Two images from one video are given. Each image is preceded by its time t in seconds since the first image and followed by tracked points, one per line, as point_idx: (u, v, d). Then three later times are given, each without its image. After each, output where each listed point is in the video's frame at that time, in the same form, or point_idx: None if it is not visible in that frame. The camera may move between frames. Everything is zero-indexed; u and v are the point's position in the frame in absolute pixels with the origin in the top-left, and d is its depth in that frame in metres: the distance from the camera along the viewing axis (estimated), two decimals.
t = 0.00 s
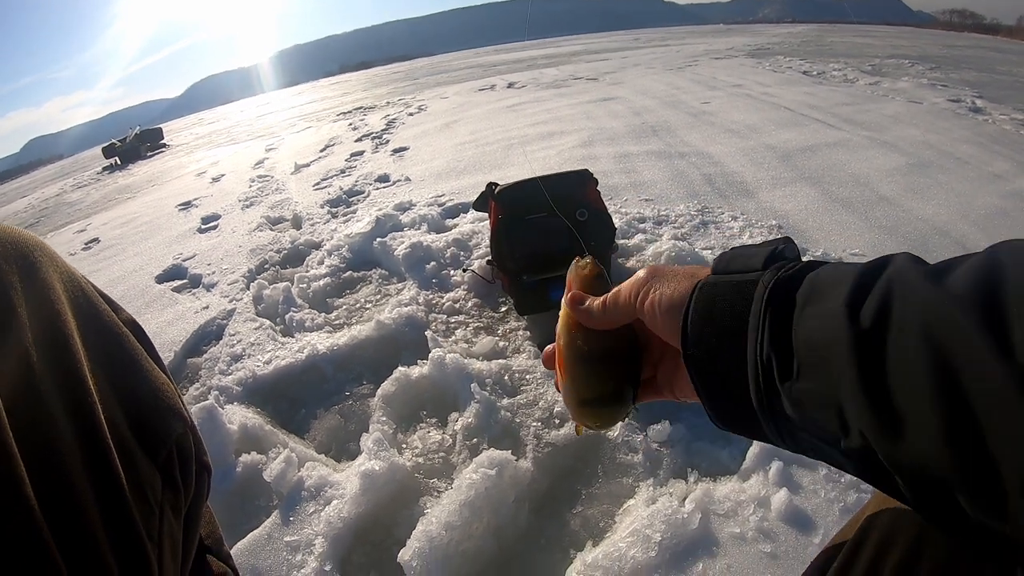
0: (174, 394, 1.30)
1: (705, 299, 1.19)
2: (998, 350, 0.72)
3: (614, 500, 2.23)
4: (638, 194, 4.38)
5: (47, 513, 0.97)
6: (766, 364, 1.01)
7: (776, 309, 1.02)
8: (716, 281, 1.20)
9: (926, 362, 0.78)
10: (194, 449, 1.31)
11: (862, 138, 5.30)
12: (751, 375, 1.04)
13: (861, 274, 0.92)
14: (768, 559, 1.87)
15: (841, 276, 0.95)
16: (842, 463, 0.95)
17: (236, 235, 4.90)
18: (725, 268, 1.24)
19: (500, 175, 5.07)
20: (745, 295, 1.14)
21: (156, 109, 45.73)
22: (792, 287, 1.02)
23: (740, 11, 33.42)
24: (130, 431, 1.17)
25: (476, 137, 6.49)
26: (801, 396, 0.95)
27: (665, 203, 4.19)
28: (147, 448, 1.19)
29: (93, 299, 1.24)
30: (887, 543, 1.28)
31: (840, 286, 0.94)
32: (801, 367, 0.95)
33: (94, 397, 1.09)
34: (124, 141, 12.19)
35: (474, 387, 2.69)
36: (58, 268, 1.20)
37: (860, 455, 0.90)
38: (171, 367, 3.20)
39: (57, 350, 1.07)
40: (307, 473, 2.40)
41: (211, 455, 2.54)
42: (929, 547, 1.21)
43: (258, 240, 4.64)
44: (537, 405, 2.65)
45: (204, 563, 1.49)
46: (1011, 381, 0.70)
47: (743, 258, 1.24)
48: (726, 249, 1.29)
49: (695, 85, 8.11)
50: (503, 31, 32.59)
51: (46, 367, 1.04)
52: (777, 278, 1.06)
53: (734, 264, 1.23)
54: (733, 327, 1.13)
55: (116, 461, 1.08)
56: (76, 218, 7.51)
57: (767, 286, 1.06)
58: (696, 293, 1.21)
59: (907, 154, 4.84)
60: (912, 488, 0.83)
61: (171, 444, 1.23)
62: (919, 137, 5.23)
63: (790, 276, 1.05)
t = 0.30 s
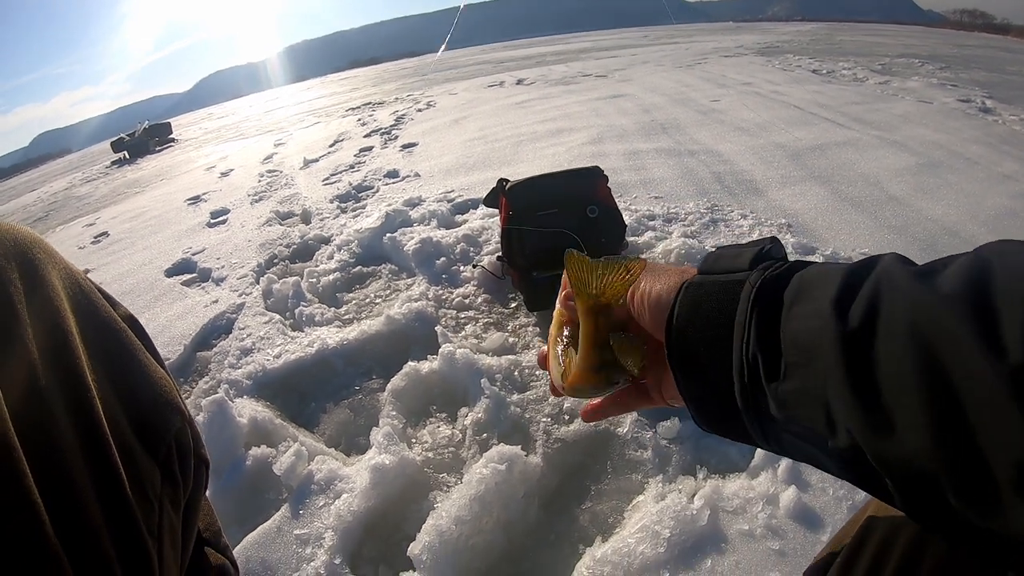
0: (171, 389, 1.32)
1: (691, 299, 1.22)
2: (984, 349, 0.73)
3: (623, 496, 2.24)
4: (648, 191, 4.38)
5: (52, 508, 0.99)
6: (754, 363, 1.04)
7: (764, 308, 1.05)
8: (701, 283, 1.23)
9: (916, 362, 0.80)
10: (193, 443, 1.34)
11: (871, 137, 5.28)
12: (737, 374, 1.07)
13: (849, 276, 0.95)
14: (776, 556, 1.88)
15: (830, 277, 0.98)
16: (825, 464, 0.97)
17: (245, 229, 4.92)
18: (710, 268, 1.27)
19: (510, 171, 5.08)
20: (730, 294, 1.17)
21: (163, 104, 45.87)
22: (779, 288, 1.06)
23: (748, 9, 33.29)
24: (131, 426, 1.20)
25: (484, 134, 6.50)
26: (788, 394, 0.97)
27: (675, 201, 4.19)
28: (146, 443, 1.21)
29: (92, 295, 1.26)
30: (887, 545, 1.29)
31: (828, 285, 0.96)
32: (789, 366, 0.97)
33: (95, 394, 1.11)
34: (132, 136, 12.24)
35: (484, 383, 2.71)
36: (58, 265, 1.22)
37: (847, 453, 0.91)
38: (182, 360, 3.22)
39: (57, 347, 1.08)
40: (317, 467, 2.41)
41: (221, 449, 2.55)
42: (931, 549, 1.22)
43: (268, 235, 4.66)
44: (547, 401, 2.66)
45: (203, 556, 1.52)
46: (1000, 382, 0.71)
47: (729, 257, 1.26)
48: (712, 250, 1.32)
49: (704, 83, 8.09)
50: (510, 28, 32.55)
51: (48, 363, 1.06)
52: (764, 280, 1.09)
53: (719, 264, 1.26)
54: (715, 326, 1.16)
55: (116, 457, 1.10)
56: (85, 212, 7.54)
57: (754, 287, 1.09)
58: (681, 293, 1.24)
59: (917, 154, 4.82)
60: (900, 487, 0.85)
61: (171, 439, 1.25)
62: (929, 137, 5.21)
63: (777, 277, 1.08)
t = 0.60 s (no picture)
0: (171, 391, 1.37)
1: (722, 270, 1.31)
2: None
3: (623, 496, 2.23)
4: (651, 191, 4.37)
5: (60, 511, 0.96)
6: (805, 348, 1.10)
7: (816, 290, 1.12)
8: (735, 254, 1.32)
9: (1003, 347, 0.85)
10: (190, 438, 1.39)
11: (874, 137, 5.26)
12: (781, 358, 1.14)
13: (915, 261, 1.01)
14: (777, 557, 1.87)
15: (894, 261, 1.04)
16: (879, 457, 1.04)
17: (248, 227, 4.92)
18: (746, 237, 1.33)
19: (512, 170, 5.06)
20: (767, 266, 1.24)
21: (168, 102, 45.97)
22: (832, 266, 1.12)
23: (752, 9, 33.21)
24: (130, 423, 1.21)
25: (487, 132, 6.48)
26: (845, 383, 1.04)
27: (678, 200, 4.18)
28: (145, 441, 1.23)
29: (90, 292, 1.29)
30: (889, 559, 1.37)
31: (892, 270, 1.03)
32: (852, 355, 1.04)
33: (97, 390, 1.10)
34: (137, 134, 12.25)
35: (485, 382, 2.70)
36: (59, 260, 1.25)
37: (916, 456, 0.97)
38: (182, 358, 3.21)
39: (60, 344, 1.07)
40: (317, 465, 2.41)
41: (221, 447, 2.55)
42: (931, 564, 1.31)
43: (270, 233, 4.66)
44: (548, 401, 2.65)
45: (200, 550, 1.54)
46: None
47: (766, 229, 1.32)
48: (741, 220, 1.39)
49: (708, 83, 8.08)
50: (513, 27, 32.52)
51: (53, 357, 1.04)
52: (810, 256, 1.16)
53: (757, 234, 1.32)
54: (756, 301, 1.23)
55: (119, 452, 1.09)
56: (88, 209, 7.55)
57: (801, 262, 1.16)
58: (712, 263, 1.34)
59: (920, 155, 4.80)
60: (966, 473, 0.90)
61: (171, 436, 1.30)
62: (933, 137, 5.18)
63: (827, 252, 1.15)
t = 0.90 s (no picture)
0: (177, 389, 1.38)
1: (736, 264, 1.26)
2: None
3: (625, 495, 2.23)
4: (652, 189, 4.36)
5: (69, 513, 0.96)
6: (817, 343, 1.08)
7: (831, 284, 1.08)
8: (747, 247, 1.26)
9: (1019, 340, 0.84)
10: (195, 434, 1.41)
11: (876, 137, 5.25)
12: (796, 354, 1.12)
13: (929, 252, 1.00)
14: (780, 557, 1.87)
15: (907, 252, 1.03)
16: (895, 449, 1.02)
17: (248, 224, 4.90)
18: (760, 229, 1.27)
19: (513, 168, 5.06)
20: (781, 262, 1.19)
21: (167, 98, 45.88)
22: (847, 259, 1.09)
23: (752, 8, 33.20)
24: (135, 420, 1.22)
25: (488, 130, 6.48)
26: (861, 378, 1.02)
27: (679, 199, 4.17)
28: (150, 438, 1.24)
29: (95, 292, 1.31)
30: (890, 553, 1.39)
31: (904, 263, 1.02)
32: (865, 350, 1.02)
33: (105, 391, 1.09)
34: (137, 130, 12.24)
35: (487, 380, 2.69)
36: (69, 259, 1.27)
37: (932, 448, 0.96)
38: (182, 355, 3.19)
39: (68, 343, 1.04)
40: (318, 463, 2.40)
41: (222, 444, 2.54)
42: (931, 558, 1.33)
43: (271, 230, 4.64)
44: (550, 399, 2.65)
45: (204, 547, 1.55)
46: None
47: (781, 219, 1.26)
48: (753, 211, 1.32)
49: (709, 82, 8.07)
50: (513, 25, 32.49)
51: (61, 357, 1.03)
52: (824, 248, 1.13)
53: (772, 225, 1.26)
54: (772, 297, 1.18)
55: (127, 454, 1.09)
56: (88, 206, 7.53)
57: (816, 254, 1.13)
58: (726, 256, 1.28)
59: (921, 155, 4.80)
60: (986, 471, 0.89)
61: (176, 433, 1.31)
62: (934, 137, 5.18)
63: (842, 246, 1.12)
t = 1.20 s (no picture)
0: (176, 386, 1.42)
1: (734, 332, 1.29)
2: None
3: (623, 494, 2.23)
4: (651, 188, 4.37)
5: (67, 512, 0.99)
6: (821, 416, 1.14)
7: (831, 356, 1.14)
8: (746, 314, 1.29)
9: (1019, 421, 0.90)
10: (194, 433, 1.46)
11: (875, 137, 5.26)
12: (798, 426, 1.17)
13: (927, 321, 1.06)
14: (777, 556, 1.87)
15: (905, 323, 1.09)
16: (897, 520, 1.09)
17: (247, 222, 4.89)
18: (758, 292, 1.30)
19: (512, 166, 5.05)
20: (781, 329, 1.24)
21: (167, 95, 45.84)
22: (846, 329, 1.15)
23: (752, 9, 33.22)
24: (133, 416, 1.26)
25: (488, 129, 6.47)
26: (865, 452, 1.08)
27: (678, 198, 4.18)
28: (150, 436, 1.28)
29: (95, 287, 1.34)
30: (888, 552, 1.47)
31: (902, 336, 1.07)
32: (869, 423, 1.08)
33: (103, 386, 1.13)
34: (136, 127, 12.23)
35: (485, 379, 2.69)
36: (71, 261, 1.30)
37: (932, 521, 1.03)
38: (181, 352, 3.19)
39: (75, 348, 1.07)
40: (315, 461, 2.39)
41: (219, 442, 2.54)
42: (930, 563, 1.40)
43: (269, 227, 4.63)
44: (547, 398, 2.65)
45: (202, 545, 1.54)
46: None
47: (778, 284, 1.29)
48: (747, 271, 1.35)
49: (709, 81, 8.08)
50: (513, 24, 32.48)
51: (59, 351, 1.04)
52: (823, 318, 1.18)
53: (769, 289, 1.29)
54: (772, 366, 1.23)
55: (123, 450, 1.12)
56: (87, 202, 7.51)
57: (812, 324, 1.18)
58: (722, 323, 1.31)
59: (921, 155, 4.80)
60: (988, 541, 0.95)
61: (174, 430, 1.35)
62: (934, 138, 5.19)
63: (839, 314, 1.17)
